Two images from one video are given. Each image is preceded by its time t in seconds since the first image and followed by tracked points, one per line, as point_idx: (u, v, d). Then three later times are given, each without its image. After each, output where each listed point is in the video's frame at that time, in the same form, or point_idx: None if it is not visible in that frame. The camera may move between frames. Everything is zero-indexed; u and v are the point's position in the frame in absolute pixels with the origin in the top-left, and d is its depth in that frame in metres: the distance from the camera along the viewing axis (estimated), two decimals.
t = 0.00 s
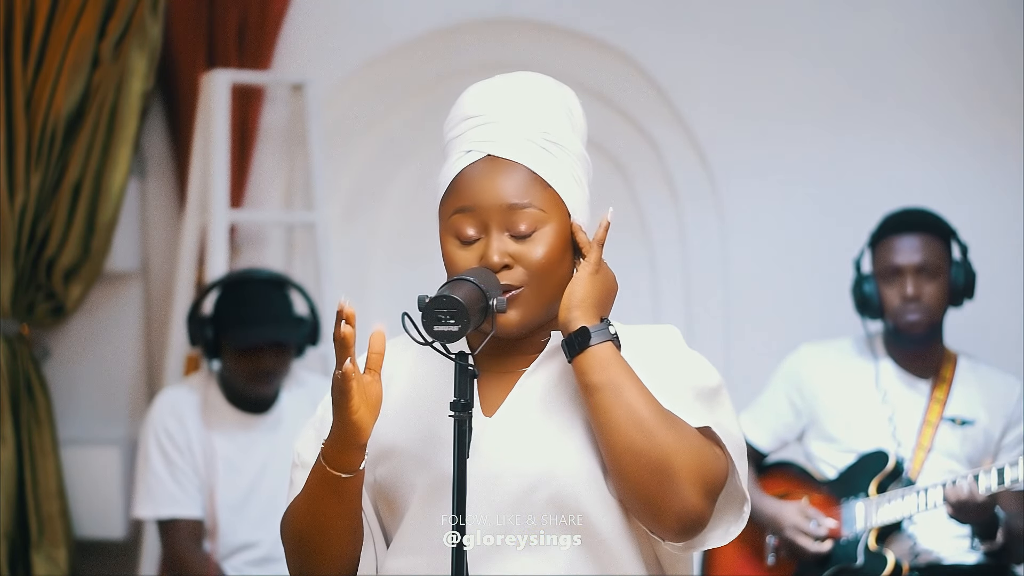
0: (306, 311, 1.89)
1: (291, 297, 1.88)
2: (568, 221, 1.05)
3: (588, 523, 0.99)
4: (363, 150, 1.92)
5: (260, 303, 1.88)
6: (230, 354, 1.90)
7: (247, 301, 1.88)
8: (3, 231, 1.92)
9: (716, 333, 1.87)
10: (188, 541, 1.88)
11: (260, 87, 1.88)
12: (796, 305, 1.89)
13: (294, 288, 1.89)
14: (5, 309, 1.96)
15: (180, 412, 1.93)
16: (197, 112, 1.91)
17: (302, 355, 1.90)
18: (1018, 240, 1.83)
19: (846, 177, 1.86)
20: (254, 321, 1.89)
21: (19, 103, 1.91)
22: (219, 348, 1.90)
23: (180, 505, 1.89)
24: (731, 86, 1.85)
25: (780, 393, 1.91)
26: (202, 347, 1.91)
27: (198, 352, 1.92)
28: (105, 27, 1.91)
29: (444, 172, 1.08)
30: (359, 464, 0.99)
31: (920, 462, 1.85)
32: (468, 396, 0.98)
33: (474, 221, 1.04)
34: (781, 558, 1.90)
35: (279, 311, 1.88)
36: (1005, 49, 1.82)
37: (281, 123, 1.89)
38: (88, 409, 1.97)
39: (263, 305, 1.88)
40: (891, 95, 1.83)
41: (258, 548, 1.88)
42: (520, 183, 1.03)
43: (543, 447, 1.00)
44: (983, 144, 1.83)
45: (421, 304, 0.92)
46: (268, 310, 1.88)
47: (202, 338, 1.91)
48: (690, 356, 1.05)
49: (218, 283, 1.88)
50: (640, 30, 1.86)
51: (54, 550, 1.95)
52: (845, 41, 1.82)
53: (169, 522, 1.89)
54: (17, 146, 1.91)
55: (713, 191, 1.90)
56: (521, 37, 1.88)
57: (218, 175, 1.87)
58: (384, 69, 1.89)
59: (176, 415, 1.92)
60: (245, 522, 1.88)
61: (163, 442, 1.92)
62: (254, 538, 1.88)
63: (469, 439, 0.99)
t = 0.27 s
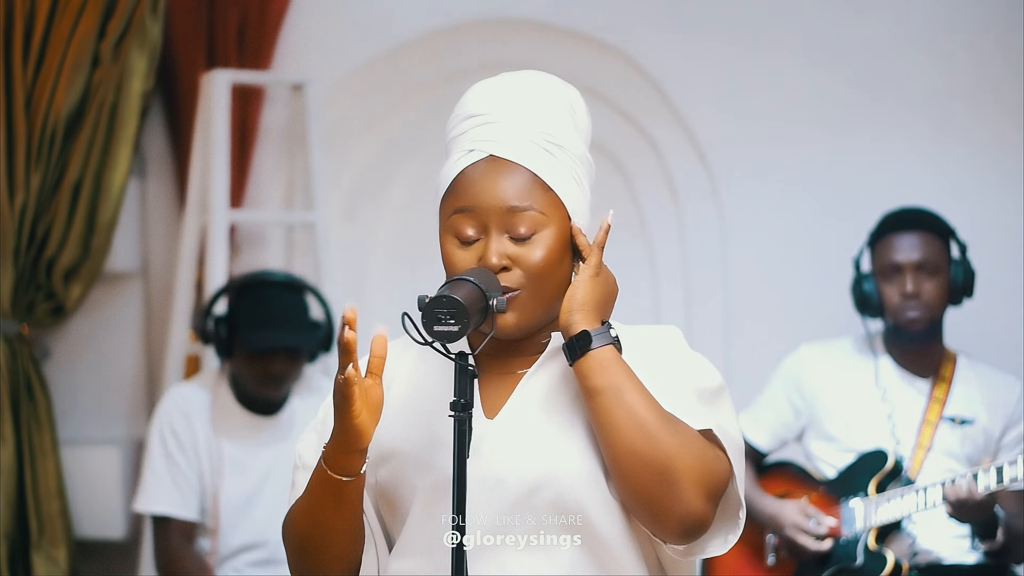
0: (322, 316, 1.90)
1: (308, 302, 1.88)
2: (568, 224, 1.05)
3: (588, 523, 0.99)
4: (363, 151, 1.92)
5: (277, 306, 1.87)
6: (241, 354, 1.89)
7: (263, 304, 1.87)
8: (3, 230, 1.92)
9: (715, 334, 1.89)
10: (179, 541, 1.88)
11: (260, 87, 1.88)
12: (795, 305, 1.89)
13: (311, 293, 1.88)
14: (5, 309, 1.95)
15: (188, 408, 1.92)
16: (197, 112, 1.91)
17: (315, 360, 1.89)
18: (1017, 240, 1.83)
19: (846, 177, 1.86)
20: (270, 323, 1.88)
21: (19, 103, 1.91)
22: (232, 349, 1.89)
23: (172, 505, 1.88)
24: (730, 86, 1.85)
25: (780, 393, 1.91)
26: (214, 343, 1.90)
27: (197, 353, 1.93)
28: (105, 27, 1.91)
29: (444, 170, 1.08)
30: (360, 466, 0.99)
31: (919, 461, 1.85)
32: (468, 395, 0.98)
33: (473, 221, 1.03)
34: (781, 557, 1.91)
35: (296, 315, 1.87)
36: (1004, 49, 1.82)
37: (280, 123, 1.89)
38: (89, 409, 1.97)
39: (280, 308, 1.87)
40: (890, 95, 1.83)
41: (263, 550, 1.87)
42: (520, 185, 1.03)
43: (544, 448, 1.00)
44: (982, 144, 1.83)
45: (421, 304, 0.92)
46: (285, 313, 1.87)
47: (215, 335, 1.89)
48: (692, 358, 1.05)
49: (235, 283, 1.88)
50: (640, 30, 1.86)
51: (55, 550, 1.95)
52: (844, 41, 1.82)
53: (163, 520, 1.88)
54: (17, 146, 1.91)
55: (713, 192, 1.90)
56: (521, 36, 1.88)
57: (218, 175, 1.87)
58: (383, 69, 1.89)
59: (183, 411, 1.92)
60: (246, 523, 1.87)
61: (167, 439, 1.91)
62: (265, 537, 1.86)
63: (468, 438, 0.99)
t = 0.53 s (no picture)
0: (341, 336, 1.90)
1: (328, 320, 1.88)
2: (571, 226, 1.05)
3: (588, 523, 1.00)
4: (363, 152, 1.93)
5: (297, 321, 1.86)
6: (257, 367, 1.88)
7: (283, 318, 1.86)
8: (3, 230, 1.92)
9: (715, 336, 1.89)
10: (173, 542, 1.88)
11: (260, 87, 1.88)
12: (795, 305, 1.89)
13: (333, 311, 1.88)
14: (5, 309, 1.95)
15: (196, 411, 1.92)
16: (197, 112, 1.91)
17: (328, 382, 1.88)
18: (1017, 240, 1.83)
19: (846, 177, 1.86)
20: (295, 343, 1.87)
21: (19, 103, 1.91)
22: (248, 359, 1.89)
23: (174, 505, 1.88)
24: (730, 86, 1.85)
25: (780, 393, 1.92)
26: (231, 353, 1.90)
27: (197, 353, 1.92)
28: (105, 27, 1.91)
29: (445, 171, 1.08)
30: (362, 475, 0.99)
31: (919, 461, 1.85)
32: (468, 395, 0.99)
33: (476, 225, 1.04)
34: (781, 558, 1.90)
35: (314, 332, 1.86)
36: (1004, 48, 1.82)
37: (280, 123, 1.89)
38: (90, 409, 1.97)
39: (302, 323, 1.86)
40: (890, 95, 1.83)
41: (265, 552, 1.87)
42: (522, 187, 1.03)
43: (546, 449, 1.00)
44: (982, 144, 1.83)
45: (421, 303, 0.92)
46: (304, 329, 1.86)
47: (233, 345, 1.90)
48: (694, 357, 1.05)
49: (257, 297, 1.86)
50: (640, 30, 1.86)
51: (55, 550, 1.95)
52: (843, 41, 1.82)
53: (162, 519, 1.89)
54: (17, 147, 1.91)
55: (713, 192, 1.91)
56: (520, 36, 1.88)
57: (218, 175, 1.86)
58: (384, 69, 1.89)
59: (193, 415, 1.92)
60: (249, 525, 1.88)
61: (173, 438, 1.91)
62: (267, 541, 1.87)
63: (468, 438, 0.99)
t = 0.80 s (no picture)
0: (337, 331, 1.89)
1: (326, 313, 1.88)
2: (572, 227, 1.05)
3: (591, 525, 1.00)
4: (363, 151, 1.93)
5: (294, 310, 1.87)
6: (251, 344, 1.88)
7: (282, 305, 1.86)
8: (3, 230, 1.92)
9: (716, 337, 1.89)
10: (177, 541, 1.89)
11: (260, 87, 1.88)
12: (795, 306, 1.89)
13: (332, 308, 1.88)
14: (5, 309, 1.95)
15: (197, 413, 1.92)
16: (197, 112, 1.90)
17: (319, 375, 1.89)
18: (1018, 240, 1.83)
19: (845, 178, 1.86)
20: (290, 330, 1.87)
21: (19, 103, 1.91)
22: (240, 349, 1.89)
23: (174, 507, 1.89)
24: (730, 86, 1.85)
25: (780, 393, 1.91)
26: (224, 339, 1.89)
27: (197, 353, 1.92)
28: (106, 27, 1.91)
29: (447, 174, 1.08)
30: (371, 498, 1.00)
31: (919, 461, 1.85)
32: (468, 396, 0.99)
33: (477, 227, 1.04)
34: (781, 558, 1.90)
35: (311, 323, 1.87)
36: (1005, 49, 1.82)
37: (280, 123, 1.89)
38: (89, 410, 1.97)
39: (299, 312, 1.87)
40: (889, 95, 1.83)
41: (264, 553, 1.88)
42: (523, 188, 1.03)
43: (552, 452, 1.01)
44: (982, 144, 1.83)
45: (421, 304, 0.92)
46: (300, 318, 1.87)
47: (226, 332, 1.89)
48: (700, 359, 1.05)
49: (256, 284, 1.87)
50: (639, 30, 1.86)
51: (54, 550, 1.95)
52: (843, 42, 1.83)
53: (162, 521, 1.89)
54: (17, 148, 1.92)
55: (713, 192, 1.90)
56: (521, 37, 1.88)
57: (218, 175, 1.86)
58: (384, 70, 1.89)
59: (191, 415, 1.92)
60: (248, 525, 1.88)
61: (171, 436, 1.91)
62: (266, 541, 1.88)
63: (468, 438, 0.99)
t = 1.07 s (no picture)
0: (312, 312, 1.89)
1: (297, 295, 1.89)
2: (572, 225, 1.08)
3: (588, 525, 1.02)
4: (361, 150, 1.91)
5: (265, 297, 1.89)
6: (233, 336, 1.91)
7: (252, 294, 1.88)
8: (3, 231, 1.92)
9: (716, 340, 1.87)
10: (170, 544, 1.91)
11: (260, 87, 1.89)
12: (795, 305, 1.88)
13: (301, 287, 1.89)
14: (5, 309, 1.95)
15: (179, 411, 1.93)
16: (197, 112, 1.91)
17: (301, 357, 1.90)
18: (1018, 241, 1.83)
19: (846, 176, 1.85)
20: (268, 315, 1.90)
21: (19, 104, 1.91)
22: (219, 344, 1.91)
23: (164, 510, 1.91)
24: (731, 85, 1.85)
25: (780, 393, 1.91)
26: (203, 338, 1.91)
27: (197, 353, 1.92)
28: (105, 27, 1.91)
29: (447, 174, 1.12)
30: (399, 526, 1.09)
31: (920, 462, 1.86)
32: (468, 395, 1.01)
33: (477, 227, 1.07)
34: (781, 558, 1.91)
35: (283, 306, 1.89)
36: (1004, 49, 1.82)
37: (280, 123, 1.89)
38: (90, 410, 1.97)
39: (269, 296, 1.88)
40: (890, 95, 1.83)
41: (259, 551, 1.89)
42: (523, 187, 1.06)
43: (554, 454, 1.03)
44: (982, 143, 1.83)
45: (421, 304, 0.93)
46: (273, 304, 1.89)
47: (204, 330, 1.91)
48: (699, 357, 1.05)
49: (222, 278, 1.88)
50: (640, 30, 1.86)
51: (54, 550, 1.95)
52: (843, 42, 1.83)
53: (152, 525, 1.91)
54: (17, 152, 1.92)
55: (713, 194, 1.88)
56: (521, 37, 1.88)
57: (218, 174, 1.86)
58: (384, 70, 1.89)
59: (175, 416, 1.93)
60: (244, 522, 1.90)
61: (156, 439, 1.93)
62: (259, 539, 1.89)
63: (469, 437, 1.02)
